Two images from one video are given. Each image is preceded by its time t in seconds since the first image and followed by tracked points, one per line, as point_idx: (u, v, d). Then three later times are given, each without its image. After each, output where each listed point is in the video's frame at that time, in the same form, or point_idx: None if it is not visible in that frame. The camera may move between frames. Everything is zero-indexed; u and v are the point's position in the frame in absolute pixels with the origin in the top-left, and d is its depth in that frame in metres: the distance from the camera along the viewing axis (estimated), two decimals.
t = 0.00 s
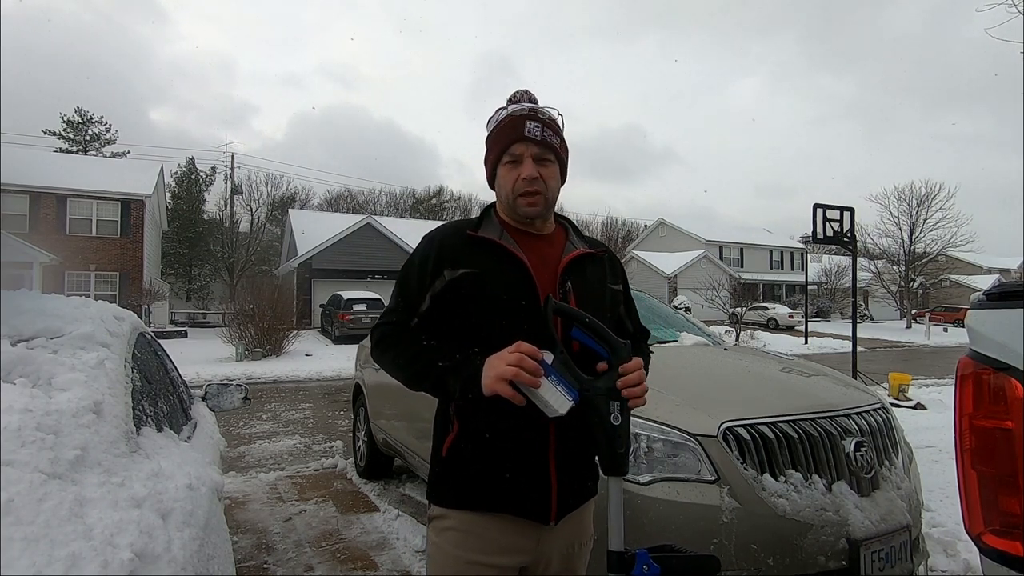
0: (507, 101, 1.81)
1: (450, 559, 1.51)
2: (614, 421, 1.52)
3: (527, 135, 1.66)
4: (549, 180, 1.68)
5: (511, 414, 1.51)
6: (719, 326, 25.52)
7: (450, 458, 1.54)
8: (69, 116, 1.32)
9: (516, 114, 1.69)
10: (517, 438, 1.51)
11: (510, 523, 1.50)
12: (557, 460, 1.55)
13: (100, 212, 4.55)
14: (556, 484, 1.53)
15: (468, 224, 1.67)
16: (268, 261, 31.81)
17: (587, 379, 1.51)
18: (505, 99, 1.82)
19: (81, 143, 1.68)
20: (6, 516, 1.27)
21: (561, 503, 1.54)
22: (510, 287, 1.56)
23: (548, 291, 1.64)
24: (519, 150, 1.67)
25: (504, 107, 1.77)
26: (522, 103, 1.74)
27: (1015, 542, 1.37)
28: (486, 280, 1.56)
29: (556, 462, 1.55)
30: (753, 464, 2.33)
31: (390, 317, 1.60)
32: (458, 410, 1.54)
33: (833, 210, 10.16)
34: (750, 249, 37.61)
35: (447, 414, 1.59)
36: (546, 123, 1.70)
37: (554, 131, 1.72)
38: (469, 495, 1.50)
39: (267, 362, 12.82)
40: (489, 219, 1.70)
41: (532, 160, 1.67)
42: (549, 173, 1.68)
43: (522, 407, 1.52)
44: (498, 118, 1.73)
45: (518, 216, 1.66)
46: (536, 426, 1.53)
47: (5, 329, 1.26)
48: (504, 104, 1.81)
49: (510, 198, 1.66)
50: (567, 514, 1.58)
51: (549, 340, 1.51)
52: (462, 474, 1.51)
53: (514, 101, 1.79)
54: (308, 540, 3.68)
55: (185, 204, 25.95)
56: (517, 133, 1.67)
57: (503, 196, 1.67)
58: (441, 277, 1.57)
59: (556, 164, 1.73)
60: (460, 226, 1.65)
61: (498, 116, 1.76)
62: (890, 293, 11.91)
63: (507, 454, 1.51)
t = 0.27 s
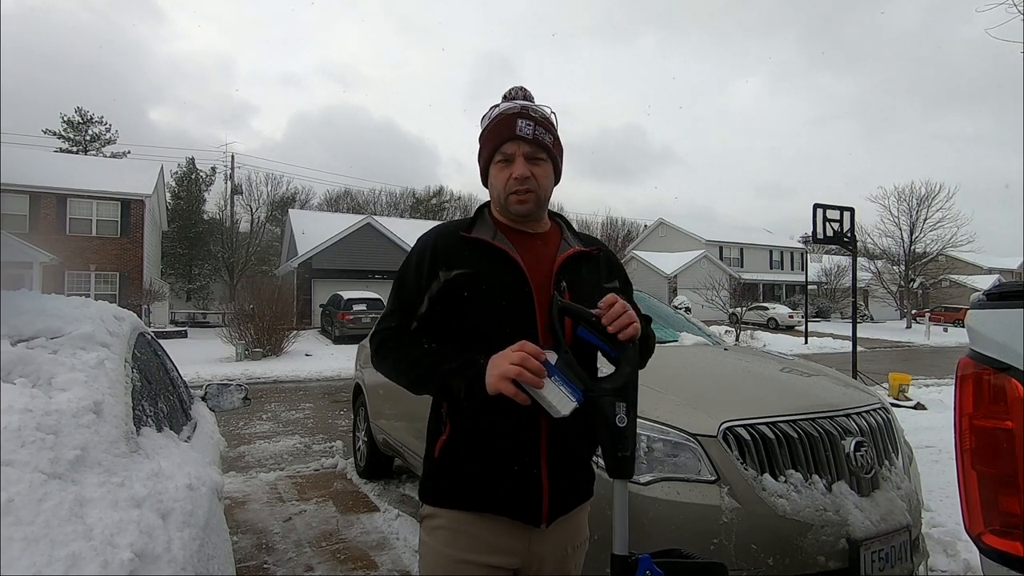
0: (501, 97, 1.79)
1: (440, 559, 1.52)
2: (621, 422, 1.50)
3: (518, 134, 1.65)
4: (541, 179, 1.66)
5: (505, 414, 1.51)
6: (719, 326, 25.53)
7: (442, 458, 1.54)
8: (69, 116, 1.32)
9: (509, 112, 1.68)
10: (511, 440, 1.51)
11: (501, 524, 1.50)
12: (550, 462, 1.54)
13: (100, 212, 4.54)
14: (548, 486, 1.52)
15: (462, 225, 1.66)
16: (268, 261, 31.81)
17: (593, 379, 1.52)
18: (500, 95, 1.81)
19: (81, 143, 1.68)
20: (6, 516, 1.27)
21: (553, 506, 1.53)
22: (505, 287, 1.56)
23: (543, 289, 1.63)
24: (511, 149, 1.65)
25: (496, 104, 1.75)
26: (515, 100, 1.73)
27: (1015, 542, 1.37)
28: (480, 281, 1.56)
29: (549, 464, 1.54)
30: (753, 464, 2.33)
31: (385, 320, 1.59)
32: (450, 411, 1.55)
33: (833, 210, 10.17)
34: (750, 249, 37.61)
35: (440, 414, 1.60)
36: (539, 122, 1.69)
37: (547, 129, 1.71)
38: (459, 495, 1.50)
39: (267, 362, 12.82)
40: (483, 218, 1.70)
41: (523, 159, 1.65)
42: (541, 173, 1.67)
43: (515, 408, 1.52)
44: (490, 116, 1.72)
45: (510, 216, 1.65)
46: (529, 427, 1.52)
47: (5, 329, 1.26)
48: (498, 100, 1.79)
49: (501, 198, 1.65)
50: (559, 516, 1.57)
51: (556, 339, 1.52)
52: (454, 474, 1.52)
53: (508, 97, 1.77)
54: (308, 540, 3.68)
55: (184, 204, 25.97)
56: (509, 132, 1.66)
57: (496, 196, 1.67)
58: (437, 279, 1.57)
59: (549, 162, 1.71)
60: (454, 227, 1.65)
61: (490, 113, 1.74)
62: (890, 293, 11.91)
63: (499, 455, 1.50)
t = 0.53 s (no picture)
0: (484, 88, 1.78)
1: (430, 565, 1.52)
2: (620, 426, 1.52)
3: (501, 125, 1.64)
4: (525, 171, 1.65)
5: (493, 419, 1.51)
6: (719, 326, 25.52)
7: (429, 463, 1.54)
8: (69, 116, 1.32)
9: (491, 103, 1.67)
10: (498, 446, 1.50)
11: (489, 530, 1.50)
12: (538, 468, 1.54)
13: (101, 212, 4.54)
14: (536, 491, 1.52)
15: (444, 221, 1.65)
16: (268, 261, 31.81)
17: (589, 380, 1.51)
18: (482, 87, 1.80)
19: (81, 142, 1.68)
20: (6, 515, 1.27)
21: (542, 511, 1.53)
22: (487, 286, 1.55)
23: (527, 287, 1.61)
24: (493, 141, 1.64)
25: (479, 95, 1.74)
26: (497, 91, 1.72)
27: (1015, 542, 1.37)
28: (462, 279, 1.55)
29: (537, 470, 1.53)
30: (752, 464, 2.33)
31: (366, 321, 1.57)
32: (436, 414, 1.55)
33: (833, 210, 10.17)
34: (750, 249, 37.61)
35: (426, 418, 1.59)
36: (522, 112, 1.68)
37: (530, 119, 1.69)
38: (447, 501, 1.51)
39: (267, 362, 12.82)
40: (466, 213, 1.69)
41: (507, 150, 1.64)
42: (526, 164, 1.65)
43: (502, 413, 1.51)
44: (473, 107, 1.71)
45: (495, 209, 1.64)
46: (516, 432, 1.52)
47: (5, 329, 1.26)
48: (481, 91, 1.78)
49: (485, 190, 1.63)
50: (549, 521, 1.56)
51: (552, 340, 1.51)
52: (441, 479, 1.52)
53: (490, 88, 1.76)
54: (308, 540, 3.68)
55: (184, 204, 25.97)
56: (492, 123, 1.65)
57: (480, 189, 1.65)
58: (420, 278, 1.55)
59: (533, 153, 1.70)
60: (436, 223, 1.64)
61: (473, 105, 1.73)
62: (890, 293, 11.91)
63: (487, 461, 1.50)
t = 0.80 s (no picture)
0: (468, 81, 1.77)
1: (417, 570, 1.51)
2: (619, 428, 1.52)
3: (487, 119, 1.62)
4: (513, 168, 1.62)
5: (477, 424, 1.50)
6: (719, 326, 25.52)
7: (413, 469, 1.54)
8: (69, 116, 1.32)
9: (477, 96, 1.66)
10: (485, 450, 1.50)
11: (474, 537, 1.50)
12: (523, 473, 1.53)
13: (101, 212, 4.54)
14: (520, 498, 1.52)
15: (430, 219, 1.64)
16: (268, 261, 31.82)
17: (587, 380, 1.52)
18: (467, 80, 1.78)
19: (81, 142, 1.69)
20: (6, 516, 1.27)
21: (526, 516, 1.53)
22: (470, 289, 1.53)
23: (512, 289, 1.59)
24: (478, 135, 1.63)
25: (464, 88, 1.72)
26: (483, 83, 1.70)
27: (1015, 542, 1.37)
28: (445, 281, 1.53)
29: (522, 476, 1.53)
30: (753, 464, 2.33)
31: (348, 323, 1.56)
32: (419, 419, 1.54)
33: (833, 210, 10.17)
34: (750, 249, 37.60)
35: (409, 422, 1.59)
36: (508, 105, 1.66)
37: (516, 114, 1.68)
38: (430, 507, 1.50)
39: (267, 362, 12.83)
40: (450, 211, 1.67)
41: (493, 145, 1.62)
42: (512, 159, 1.63)
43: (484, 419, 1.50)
44: (458, 101, 1.69)
45: (481, 206, 1.61)
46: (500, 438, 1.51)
47: (5, 329, 1.26)
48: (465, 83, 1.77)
49: (470, 187, 1.61)
50: (534, 526, 1.56)
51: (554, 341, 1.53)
52: (424, 484, 1.52)
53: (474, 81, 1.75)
54: (308, 540, 3.68)
55: (184, 204, 25.99)
56: (477, 117, 1.63)
57: (465, 187, 1.63)
58: (403, 280, 1.54)
59: (520, 148, 1.67)
60: (420, 222, 1.62)
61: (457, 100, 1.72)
62: (891, 293, 11.90)
63: (470, 468, 1.50)
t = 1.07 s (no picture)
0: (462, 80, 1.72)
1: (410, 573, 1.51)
2: (620, 427, 1.52)
3: (484, 129, 1.60)
4: (508, 177, 1.62)
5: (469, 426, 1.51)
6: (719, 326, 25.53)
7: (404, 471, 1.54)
8: (69, 116, 1.32)
9: (474, 103, 1.62)
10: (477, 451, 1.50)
11: (466, 540, 1.49)
12: (515, 476, 1.54)
13: (101, 212, 4.55)
14: (513, 501, 1.52)
15: (420, 221, 1.63)
16: (269, 261, 31.83)
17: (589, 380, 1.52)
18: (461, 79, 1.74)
19: (82, 142, 1.69)
20: (6, 516, 1.27)
21: (519, 519, 1.53)
22: (462, 291, 1.53)
23: (505, 290, 1.59)
24: (474, 144, 1.60)
25: (460, 90, 1.68)
26: (479, 88, 1.67)
27: (1015, 542, 1.37)
28: (436, 284, 1.53)
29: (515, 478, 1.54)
30: (753, 464, 2.33)
31: (336, 327, 1.54)
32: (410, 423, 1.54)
33: (833, 210, 10.18)
34: (750, 249, 37.60)
35: (399, 426, 1.59)
36: (505, 112, 1.64)
37: (513, 121, 1.66)
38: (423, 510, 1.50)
39: (267, 362, 12.83)
40: (442, 214, 1.67)
41: (489, 155, 1.61)
42: (508, 170, 1.63)
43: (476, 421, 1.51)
44: (452, 105, 1.66)
45: (476, 213, 1.62)
46: (493, 441, 1.52)
47: (5, 330, 1.26)
48: (459, 81, 1.72)
49: (466, 196, 1.60)
50: (527, 529, 1.57)
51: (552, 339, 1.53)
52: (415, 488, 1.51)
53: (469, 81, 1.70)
54: (308, 540, 3.68)
55: (184, 204, 26.01)
56: (473, 126, 1.60)
57: (460, 193, 1.63)
58: (393, 283, 1.54)
59: (516, 156, 1.67)
60: (411, 224, 1.62)
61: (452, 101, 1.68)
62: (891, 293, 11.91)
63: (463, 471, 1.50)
